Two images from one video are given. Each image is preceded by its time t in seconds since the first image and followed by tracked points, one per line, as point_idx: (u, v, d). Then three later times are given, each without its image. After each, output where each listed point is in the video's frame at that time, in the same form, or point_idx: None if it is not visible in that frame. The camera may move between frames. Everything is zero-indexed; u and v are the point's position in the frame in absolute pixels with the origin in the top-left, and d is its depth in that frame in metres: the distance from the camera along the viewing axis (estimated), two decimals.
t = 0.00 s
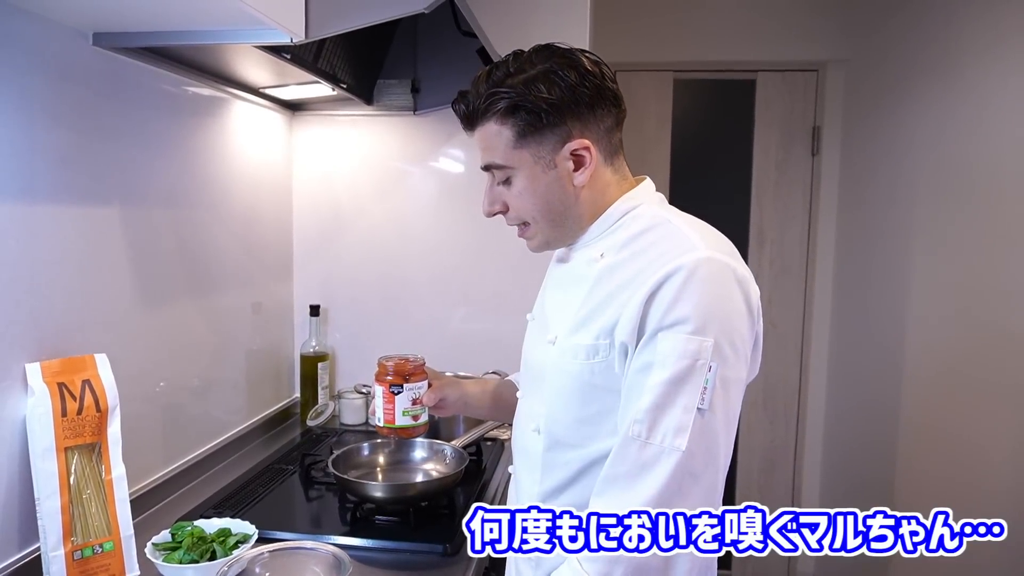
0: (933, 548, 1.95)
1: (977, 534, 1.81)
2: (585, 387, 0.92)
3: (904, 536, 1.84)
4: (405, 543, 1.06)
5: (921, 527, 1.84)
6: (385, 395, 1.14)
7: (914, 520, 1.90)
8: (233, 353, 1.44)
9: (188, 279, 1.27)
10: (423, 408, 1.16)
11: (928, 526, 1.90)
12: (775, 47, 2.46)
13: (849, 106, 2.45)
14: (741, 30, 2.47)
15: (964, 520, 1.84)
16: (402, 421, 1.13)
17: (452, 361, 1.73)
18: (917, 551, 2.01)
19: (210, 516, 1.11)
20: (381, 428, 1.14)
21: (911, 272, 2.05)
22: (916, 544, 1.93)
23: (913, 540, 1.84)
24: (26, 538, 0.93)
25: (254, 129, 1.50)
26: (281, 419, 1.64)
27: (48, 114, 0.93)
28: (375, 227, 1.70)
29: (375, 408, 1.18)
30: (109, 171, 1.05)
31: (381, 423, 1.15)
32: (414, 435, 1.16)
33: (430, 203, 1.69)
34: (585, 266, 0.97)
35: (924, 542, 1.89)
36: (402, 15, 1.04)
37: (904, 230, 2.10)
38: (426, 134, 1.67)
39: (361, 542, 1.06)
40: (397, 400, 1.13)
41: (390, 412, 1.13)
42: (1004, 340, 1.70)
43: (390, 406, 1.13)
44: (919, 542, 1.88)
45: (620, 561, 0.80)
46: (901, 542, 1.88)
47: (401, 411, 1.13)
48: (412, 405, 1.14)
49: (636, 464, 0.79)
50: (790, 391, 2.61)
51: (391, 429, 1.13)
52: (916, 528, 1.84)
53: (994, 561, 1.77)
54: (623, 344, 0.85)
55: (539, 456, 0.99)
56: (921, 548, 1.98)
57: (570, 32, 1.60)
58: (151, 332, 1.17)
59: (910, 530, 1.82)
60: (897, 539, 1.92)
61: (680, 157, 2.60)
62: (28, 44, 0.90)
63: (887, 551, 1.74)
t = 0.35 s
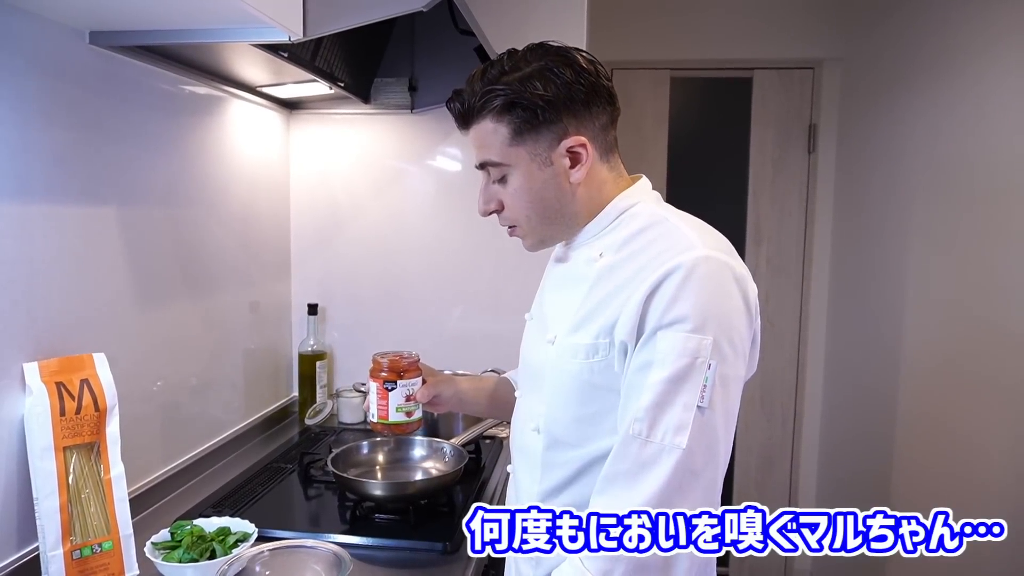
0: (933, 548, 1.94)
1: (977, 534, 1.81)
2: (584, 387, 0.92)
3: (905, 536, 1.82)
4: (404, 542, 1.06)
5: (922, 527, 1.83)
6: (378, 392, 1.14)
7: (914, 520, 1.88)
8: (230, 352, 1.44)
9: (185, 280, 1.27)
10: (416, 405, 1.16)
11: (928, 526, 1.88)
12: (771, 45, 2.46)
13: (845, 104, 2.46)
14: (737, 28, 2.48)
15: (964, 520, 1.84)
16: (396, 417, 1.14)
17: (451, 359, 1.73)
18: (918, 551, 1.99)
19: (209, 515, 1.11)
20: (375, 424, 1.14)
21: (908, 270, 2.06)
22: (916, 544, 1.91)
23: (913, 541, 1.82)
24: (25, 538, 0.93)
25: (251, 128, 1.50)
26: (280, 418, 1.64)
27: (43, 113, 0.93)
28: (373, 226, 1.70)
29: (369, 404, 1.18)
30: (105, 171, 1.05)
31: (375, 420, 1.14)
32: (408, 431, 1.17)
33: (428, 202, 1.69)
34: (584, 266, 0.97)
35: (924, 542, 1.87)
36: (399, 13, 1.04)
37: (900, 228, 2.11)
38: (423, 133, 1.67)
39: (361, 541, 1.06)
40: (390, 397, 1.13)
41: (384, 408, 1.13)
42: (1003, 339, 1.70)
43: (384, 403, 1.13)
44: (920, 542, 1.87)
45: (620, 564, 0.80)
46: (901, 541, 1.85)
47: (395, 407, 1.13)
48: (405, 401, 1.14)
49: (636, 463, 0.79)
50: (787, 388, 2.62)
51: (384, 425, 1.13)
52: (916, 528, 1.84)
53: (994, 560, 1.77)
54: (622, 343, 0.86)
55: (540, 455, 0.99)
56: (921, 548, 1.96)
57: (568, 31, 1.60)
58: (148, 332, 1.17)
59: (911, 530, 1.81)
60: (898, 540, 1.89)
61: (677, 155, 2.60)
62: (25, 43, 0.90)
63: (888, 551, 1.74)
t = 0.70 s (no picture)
0: (934, 549, 1.94)
1: (977, 534, 1.81)
2: (590, 389, 0.91)
3: (905, 536, 1.81)
4: (407, 536, 1.06)
5: (922, 527, 1.83)
6: (373, 312, 1.09)
7: (914, 521, 1.88)
8: (234, 348, 1.45)
9: (187, 278, 1.27)
10: (411, 330, 1.11)
11: (928, 526, 1.88)
12: (775, 40, 2.45)
13: (849, 99, 2.45)
14: (741, 23, 2.47)
15: (964, 520, 1.84)
16: (389, 339, 1.08)
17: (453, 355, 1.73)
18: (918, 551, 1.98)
19: (214, 510, 1.11)
20: (366, 346, 1.09)
21: (911, 267, 2.06)
22: (916, 545, 1.90)
23: (913, 541, 1.81)
24: (30, 533, 0.93)
25: (254, 123, 1.50)
26: (283, 413, 1.64)
27: (46, 109, 0.93)
28: (375, 223, 1.70)
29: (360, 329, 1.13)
30: (108, 168, 1.05)
31: (367, 342, 1.09)
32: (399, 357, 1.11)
33: (430, 199, 1.69)
34: (586, 270, 0.97)
35: (924, 542, 1.87)
36: (404, 8, 1.03)
37: (903, 225, 2.11)
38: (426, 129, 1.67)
39: (365, 534, 1.07)
40: (385, 317, 1.09)
41: (378, 329, 1.09)
42: (1005, 337, 1.70)
43: (378, 322, 1.08)
44: (920, 543, 1.86)
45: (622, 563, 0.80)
46: (901, 542, 1.84)
47: (389, 328, 1.09)
48: (400, 324, 1.09)
49: (640, 462, 0.79)
50: (789, 384, 2.62)
51: (377, 347, 1.08)
52: (916, 528, 1.83)
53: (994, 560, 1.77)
54: (627, 344, 0.85)
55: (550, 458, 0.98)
56: (922, 549, 1.95)
57: (571, 26, 1.60)
58: (152, 328, 1.17)
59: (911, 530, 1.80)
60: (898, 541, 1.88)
61: (680, 151, 2.60)
62: (28, 39, 0.90)
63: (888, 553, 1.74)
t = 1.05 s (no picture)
0: (933, 549, 1.90)
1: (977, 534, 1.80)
2: (596, 386, 0.89)
3: (905, 536, 1.75)
4: (404, 530, 1.07)
5: (922, 528, 1.79)
6: (350, 291, 1.00)
7: (914, 520, 1.85)
8: (231, 342, 1.45)
9: (185, 273, 1.27)
10: (389, 311, 1.03)
11: (928, 526, 1.84)
12: (773, 36, 2.46)
13: (847, 95, 2.45)
14: (739, 19, 2.47)
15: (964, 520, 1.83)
16: (367, 320, 1.00)
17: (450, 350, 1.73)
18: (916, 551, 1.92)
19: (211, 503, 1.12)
20: (341, 326, 1.01)
21: (908, 264, 2.06)
22: (916, 544, 1.84)
23: (913, 541, 1.77)
24: (27, 526, 0.93)
25: (252, 117, 1.50)
26: (280, 408, 1.64)
27: (43, 101, 0.92)
28: (372, 217, 1.70)
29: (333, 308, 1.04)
30: (105, 163, 1.04)
31: (342, 322, 1.01)
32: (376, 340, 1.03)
33: (428, 194, 1.69)
34: (588, 264, 0.95)
35: (925, 542, 1.82)
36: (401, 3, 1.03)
37: (900, 222, 2.11)
38: (423, 124, 1.67)
39: (363, 528, 1.07)
40: (363, 297, 1.00)
41: (355, 309, 1.00)
42: (1001, 335, 1.71)
43: (355, 302, 1.00)
44: (920, 542, 1.82)
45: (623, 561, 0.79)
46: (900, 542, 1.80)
47: (367, 309, 1.00)
48: (379, 304, 1.01)
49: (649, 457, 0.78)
50: (785, 380, 2.63)
51: (352, 328, 1.00)
52: (916, 528, 1.78)
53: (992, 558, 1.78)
54: (638, 340, 0.83)
55: (548, 458, 0.96)
56: (921, 549, 1.90)
57: (569, 21, 1.60)
58: (150, 322, 1.17)
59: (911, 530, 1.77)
60: (898, 540, 1.81)
61: (678, 147, 2.60)
62: (25, 32, 0.89)
63: (885, 550, 1.74)
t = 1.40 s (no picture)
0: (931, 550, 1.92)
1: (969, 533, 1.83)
2: (616, 378, 0.88)
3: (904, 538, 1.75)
4: (407, 528, 1.07)
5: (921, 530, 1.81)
6: (373, 349, 0.96)
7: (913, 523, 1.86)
8: (233, 340, 1.45)
9: (189, 270, 1.28)
10: (414, 363, 1.00)
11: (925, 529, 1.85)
12: (775, 32, 2.45)
13: (848, 92, 2.45)
14: (741, 15, 2.46)
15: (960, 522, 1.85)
16: (393, 376, 0.97)
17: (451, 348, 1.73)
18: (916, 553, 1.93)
19: (214, 501, 1.12)
20: (368, 385, 0.97)
21: (910, 261, 2.06)
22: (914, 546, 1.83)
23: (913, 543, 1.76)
24: (30, 523, 0.94)
25: (253, 115, 1.50)
26: (282, 406, 1.65)
27: (44, 99, 0.92)
28: (373, 215, 1.70)
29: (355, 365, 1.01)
30: (107, 161, 1.05)
31: (368, 381, 0.97)
32: (401, 394, 1.00)
33: (429, 192, 1.69)
34: (604, 257, 0.94)
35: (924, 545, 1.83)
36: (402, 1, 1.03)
37: (902, 219, 2.11)
38: (425, 122, 1.67)
39: (365, 526, 1.07)
40: (387, 354, 0.97)
41: (380, 367, 0.97)
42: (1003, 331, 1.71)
43: (380, 360, 0.96)
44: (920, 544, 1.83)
45: (629, 529, 0.71)
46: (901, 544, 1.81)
47: (392, 365, 0.97)
48: (403, 358, 0.98)
49: (660, 432, 0.73)
50: (787, 377, 2.63)
51: (380, 386, 0.96)
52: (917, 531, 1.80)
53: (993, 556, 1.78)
54: (661, 330, 0.82)
55: (562, 453, 0.95)
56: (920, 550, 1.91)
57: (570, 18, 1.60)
58: (152, 321, 1.17)
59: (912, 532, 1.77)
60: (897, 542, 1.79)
61: (679, 144, 2.60)
62: (25, 31, 0.89)
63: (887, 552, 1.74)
